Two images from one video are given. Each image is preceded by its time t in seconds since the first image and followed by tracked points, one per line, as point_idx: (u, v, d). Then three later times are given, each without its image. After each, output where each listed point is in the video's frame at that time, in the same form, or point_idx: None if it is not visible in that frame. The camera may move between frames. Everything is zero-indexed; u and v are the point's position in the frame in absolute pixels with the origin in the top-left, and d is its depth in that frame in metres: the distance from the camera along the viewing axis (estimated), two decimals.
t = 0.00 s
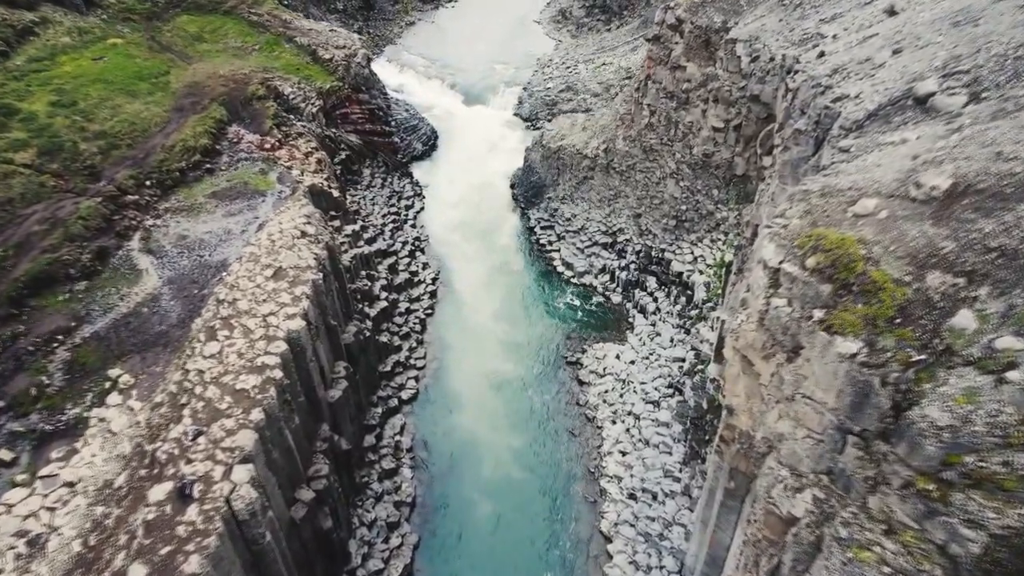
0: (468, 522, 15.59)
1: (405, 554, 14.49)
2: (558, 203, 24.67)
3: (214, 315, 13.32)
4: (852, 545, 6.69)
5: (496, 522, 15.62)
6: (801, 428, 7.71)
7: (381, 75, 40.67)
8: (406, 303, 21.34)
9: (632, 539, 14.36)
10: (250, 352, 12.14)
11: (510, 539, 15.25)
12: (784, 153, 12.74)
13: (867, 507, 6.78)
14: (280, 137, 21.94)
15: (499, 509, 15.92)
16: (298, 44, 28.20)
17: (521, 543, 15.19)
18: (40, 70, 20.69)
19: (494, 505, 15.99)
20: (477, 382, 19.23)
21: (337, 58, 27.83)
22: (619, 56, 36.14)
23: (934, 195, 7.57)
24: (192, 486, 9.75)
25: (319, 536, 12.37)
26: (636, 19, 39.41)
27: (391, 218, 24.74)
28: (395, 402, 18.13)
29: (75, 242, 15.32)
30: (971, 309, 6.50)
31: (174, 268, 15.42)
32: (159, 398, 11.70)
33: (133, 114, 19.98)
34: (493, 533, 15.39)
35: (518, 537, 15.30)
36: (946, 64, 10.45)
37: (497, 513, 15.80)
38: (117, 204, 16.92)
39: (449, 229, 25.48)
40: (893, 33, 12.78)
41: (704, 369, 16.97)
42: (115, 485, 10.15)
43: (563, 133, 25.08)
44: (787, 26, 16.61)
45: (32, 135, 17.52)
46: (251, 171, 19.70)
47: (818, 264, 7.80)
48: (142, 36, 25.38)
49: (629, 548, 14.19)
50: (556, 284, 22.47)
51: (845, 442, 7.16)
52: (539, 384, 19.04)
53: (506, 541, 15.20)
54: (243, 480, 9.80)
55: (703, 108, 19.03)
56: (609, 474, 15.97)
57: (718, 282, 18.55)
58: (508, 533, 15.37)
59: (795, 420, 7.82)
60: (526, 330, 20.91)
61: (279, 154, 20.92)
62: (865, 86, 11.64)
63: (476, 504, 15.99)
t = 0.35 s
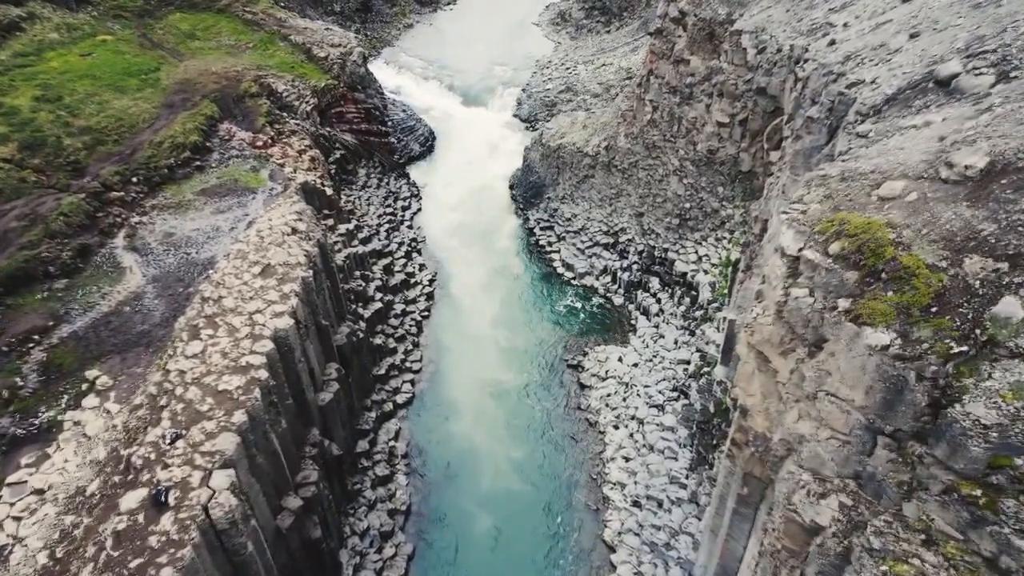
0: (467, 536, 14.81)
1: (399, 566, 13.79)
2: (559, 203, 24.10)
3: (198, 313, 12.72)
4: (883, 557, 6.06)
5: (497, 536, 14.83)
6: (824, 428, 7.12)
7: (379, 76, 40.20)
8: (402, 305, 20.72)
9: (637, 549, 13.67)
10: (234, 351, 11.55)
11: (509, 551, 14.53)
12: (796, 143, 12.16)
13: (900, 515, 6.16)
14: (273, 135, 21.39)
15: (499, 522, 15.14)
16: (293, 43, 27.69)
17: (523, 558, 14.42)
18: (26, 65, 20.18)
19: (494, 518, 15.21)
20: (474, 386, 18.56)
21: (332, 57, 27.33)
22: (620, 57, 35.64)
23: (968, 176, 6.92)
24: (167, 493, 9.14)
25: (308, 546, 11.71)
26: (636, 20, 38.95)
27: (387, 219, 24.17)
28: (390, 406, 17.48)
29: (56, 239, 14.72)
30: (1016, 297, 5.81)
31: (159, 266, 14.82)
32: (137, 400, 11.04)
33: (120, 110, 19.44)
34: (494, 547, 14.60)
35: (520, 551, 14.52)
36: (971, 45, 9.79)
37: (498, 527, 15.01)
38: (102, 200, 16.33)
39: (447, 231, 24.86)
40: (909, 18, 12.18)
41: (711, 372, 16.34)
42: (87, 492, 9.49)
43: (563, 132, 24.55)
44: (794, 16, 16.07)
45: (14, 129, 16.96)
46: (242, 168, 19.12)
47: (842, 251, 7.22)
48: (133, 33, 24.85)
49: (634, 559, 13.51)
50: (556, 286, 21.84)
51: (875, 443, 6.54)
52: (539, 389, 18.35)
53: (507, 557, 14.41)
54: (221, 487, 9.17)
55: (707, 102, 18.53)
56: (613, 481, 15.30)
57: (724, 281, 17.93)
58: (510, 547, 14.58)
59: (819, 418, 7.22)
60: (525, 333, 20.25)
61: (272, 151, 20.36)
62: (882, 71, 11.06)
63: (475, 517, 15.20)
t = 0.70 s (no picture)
0: (466, 551, 14.01)
1: None
2: (559, 203, 23.55)
3: (180, 310, 12.10)
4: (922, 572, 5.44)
5: (498, 550, 14.02)
6: (852, 428, 6.48)
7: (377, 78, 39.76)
8: (397, 306, 20.11)
9: (642, 559, 13.00)
10: (217, 350, 10.96)
11: (509, 563, 13.79)
12: (809, 132, 11.59)
13: (940, 523, 5.53)
14: (265, 132, 20.84)
15: (500, 535, 14.34)
16: (287, 41, 27.19)
17: (525, 574, 13.63)
18: (11, 59, 19.64)
19: (494, 532, 14.41)
20: (472, 391, 17.86)
21: (327, 55, 26.82)
22: (620, 57, 35.13)
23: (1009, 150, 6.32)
24: (138, 500, 8.51)
25: (294, 558, 11.04)
26: (636, 22, 38.47)
27: (382, 218, 23.59)
28: (384, 410, 16.82)
29: (34, 235, 14.12)
30: None
31: (143, 263, 14.21)
32: (113, 402, 10.39)
33: (107, 105, 18.89)
34: (494, 563, 13.79)
35: (522, 566, 13.72)
36: (996, 22, 9.24)
37: (499, 541, 14.21)
38: (84, 196, 15.72)
39: (444, 232, 24.25)
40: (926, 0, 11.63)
41: (718, 374, 15.74)
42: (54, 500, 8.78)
43: (563, 130, 24.02)
44: (802, 6, 15.56)
45: None
46: (232, 165, 18.55)
47: (870, 233, 6.62)
48: (124, 30, 24.32)
49: (640, 570, 12.83)
50: (557, 288, 21.20)
51: (911, 444, 5.88)
52: (538, 393, 17.67)
53: (507, 569, 13.67)
54: (198, 493, 8.55)
55: (711, 96, 18.05)
56: (616, 488, 14.64)
57: (730, 280, 17.34)
58: (511, 562, 13.80)
59: (847, 417, 6.53)
60: (524, 336, 19.59)
61: (264, 148, 19.82)
62: (900, 53, 10.50)
63: (474, 531, 14.40)
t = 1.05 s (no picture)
0: (466, 568, 13.21)
1: None
2: (559, 202, 22.96)
3: (161, 308, 11.43)
4: None
5: (498, 564, 13.28)
6: (889, 428, 5.89)
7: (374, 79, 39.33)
8: (393, 308, 19.47)
9: (650, 572, 12.31)
10: (197, 349, 10.29)
11: None
12: (826, 119, 11.03)
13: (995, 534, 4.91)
14: (258, 129, 20.28)
15: (501, 551, 13.54)
16: (282, 38, 26.66)
17: None
18: None
19: (495, 547, 13.61)
20: (470, 396, 17.16)
21: (323, 53, 26.30)
22: (621, 57, 34.56)
23: None
24: (106, 509, 7.85)
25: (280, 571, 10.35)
26: (636, 22, 38.02)
27: (378, 218, 22.99)
28: (378, 415, 16.15)
29: (11, 231, 13.49)
30: None
31: (125, 260, 13.58)
32: (86, 404, 9.74)
33: (93, 100, 18.30)
34: None
35: None
36: None
37: (500, 557, 13.41)
38: (66, 192, 15.12)
39: (441, 233, 23.62)
40: None
41: (726, 376, 15.12)
42: (16, 509, 8.12)
43: (564, 128, 23.47)
44: None
45: None
46: (222, 162, 17.95)
47: (908, 211, 5.89)
48: (114, 26, 23.77)
49: None
50: (557, 290, 20.55)
51: (958, 446, 5.30)
52: (539, 398, 16.98)
53: None
54: (171, 502, 7.89)
55: (718, 90, 17.53)
56: (621, 496, 13.96)
57: (737, 280, 16.73)
58: None
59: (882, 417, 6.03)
60: (524, 339, 18.92)
61: (256, 145, 19.24)
62: (923, 34, 9.94)
63: (473, 546, 13.60)
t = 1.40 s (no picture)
0: None
1: None
2: (560, 202, 22.32)
3: (138, 305, 10.76)
4: None
5: None
6: (936, 430, 5.21)
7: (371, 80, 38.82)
8: (388, 310, 18.80)
9: None
10: (174, 349, 9.63)
11: None
12: (844, 104, 10.45)
13: None
14: (249, 125, 19.66)
15: (500, 565, 12.78)
16: (276, 36, 26.10)
17: None
18: None
19: (494, 566, 12.75)
20: (468, 401, 16.43)
21: (318, 50, 25.73)
22: (623, 57, 33.96)
23: None
24: (62, 523, 7.16)
25: None
26: (636, 23, 37.41)
27: (374, 219, 22.34)
28: (371, 420, 15.43)
29: None
30: None
31: (104, 257, 12.90)
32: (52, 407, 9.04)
33: (78, 94, 17.69)
34: None
35: None
36: None
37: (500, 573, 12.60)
38: (45, 187, 14.47)
39: (439, 234, 22.97)
40: None
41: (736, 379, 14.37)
42: None
43: (564, 125, 22.86)
44: None
45: None
46: (211, 158, 17.31)
47: (960, 184, 5.33)
48: (103, 22, 23.20)
49: None
50: (559, 292, 19.87)
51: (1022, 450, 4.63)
52: (540, 404, 16.26)
53: None
54: (136, 514, 7.20)
55: (724, 83, 16.97)
56: (626, 505, 13.24)
57: (746, 279, 16.07)
58: None
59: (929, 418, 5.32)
60: (524, 342, 18.21)
61: (247, 141, 18.61)
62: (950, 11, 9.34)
63: (472, 562, 12.79)
